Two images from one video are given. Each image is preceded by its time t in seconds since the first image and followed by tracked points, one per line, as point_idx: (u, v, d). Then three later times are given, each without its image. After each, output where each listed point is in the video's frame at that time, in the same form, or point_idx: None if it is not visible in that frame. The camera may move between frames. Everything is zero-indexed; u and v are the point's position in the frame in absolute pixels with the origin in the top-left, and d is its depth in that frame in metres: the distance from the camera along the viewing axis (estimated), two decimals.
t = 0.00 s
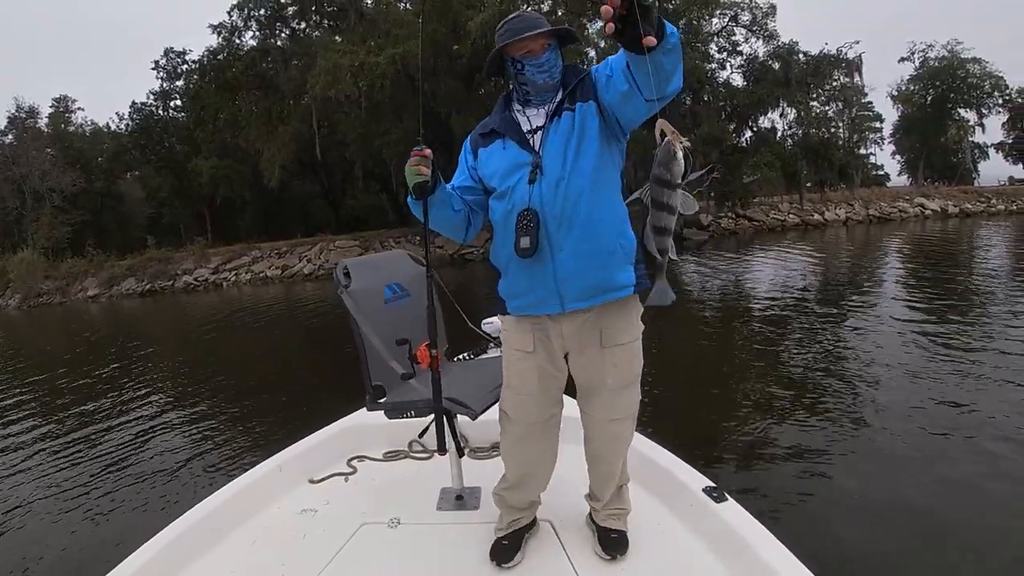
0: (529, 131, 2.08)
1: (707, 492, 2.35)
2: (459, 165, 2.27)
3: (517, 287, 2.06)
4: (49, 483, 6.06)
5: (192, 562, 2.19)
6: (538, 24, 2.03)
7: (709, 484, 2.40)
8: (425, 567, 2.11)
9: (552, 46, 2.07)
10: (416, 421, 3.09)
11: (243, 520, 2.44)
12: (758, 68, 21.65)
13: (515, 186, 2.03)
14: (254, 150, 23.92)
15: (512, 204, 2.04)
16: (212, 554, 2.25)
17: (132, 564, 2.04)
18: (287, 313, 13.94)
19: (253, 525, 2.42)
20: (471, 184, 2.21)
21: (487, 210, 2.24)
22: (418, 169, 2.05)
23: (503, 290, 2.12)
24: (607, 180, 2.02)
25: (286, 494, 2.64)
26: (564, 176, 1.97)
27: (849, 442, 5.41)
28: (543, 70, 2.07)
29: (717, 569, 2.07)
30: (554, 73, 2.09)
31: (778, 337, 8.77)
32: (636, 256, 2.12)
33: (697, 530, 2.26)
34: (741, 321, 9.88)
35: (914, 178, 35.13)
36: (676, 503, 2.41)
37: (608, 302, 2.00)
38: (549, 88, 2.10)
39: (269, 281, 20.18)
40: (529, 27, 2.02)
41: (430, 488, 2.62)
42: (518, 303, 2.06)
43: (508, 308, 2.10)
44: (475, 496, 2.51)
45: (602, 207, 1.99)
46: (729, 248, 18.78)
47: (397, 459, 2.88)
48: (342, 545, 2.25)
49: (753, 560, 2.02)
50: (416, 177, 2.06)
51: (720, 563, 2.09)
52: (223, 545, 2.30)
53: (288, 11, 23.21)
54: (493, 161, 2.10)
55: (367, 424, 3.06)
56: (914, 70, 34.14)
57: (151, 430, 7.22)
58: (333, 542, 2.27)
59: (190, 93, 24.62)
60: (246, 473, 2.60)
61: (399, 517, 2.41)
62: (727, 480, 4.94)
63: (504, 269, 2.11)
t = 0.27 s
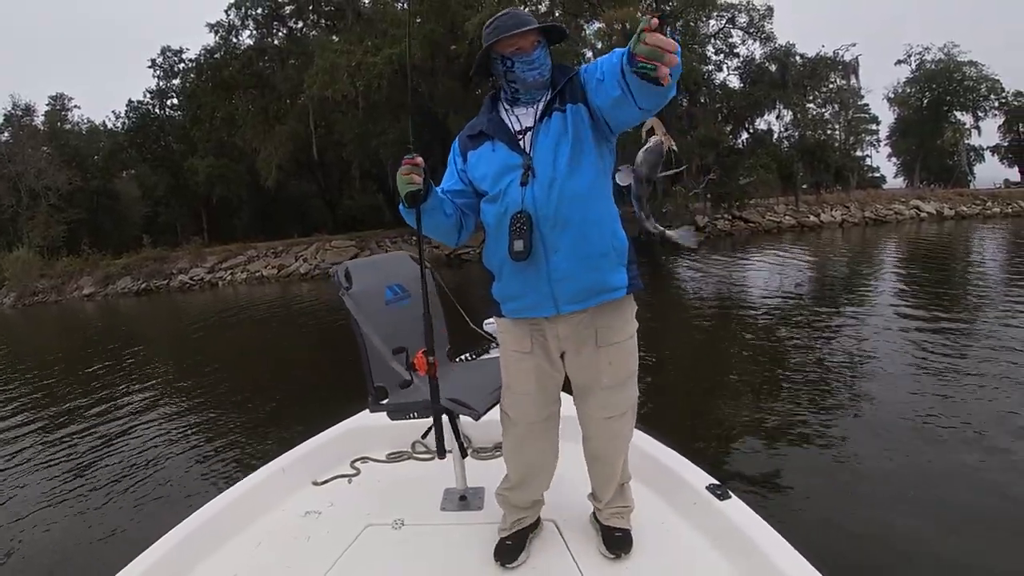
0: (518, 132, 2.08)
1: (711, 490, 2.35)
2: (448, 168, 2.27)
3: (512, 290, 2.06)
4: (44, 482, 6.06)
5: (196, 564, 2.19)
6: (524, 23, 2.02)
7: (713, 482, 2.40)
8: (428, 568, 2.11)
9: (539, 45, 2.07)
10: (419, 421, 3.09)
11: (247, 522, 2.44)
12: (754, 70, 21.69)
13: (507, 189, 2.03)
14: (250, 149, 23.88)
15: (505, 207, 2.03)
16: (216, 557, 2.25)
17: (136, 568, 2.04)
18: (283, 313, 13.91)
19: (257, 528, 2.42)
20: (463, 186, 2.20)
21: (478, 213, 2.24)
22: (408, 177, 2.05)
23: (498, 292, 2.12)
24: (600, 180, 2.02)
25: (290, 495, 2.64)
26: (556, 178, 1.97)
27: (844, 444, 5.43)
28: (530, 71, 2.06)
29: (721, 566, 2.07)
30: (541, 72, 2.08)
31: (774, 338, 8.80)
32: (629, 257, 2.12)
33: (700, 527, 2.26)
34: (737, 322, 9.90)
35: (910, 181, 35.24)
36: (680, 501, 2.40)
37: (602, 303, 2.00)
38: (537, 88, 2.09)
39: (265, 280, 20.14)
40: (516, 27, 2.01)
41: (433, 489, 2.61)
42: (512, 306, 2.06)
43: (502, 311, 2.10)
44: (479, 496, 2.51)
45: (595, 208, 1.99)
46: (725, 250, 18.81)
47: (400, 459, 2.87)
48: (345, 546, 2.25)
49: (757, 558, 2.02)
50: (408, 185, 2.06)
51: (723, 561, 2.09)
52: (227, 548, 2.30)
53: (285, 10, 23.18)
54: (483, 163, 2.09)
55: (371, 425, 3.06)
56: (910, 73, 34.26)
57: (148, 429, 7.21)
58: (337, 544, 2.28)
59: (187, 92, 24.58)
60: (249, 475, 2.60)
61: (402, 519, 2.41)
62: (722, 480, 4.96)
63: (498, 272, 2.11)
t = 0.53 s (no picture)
0: (508, 135, 2.06)
1: (711, 489, 2.36)
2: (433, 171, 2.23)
3: (503, 293, 2.06)
4: (36, 477, 6.07)
5: (197, 565, 2.19)
6: (509, 29, 2.00)
7: (714, 482, 2.41)
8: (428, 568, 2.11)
9: (522, 50, 2.05)
10: (420, 421, 3.10)
11: (248, 522, 2.44)
12: (751, 73, 21.76)
13: (498, 192, 2.02)
14: (247, 147, 23.84)
15: (496, 209, 2.02)
16: (218, 557, 2.25)
17: (138, 567, 2.05)
18: (279, 311, 13.88)
19: (259, 528, 2.42)
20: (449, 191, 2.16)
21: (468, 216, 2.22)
22: (434, 209, 2.04)
23: (489, 295, 2.12)
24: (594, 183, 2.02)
25: (291, 495, 2.64)
26: (548, 180, 1.96)
27: (837, 446, 5.45)
28: (512, 76, 2.04)
29: (721, 565, 2.08)
30: (523, 74, 2.06)
31: (768, 341, 8.84)
32: (620, 259, 2.13)
33: (701, 527, 2.27)
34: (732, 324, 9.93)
35: (905, 185, 35.41)
36: (681, 501, 2.41)
37: (593, 307, 2.01)
38: (523, 91, 2.07)
39: (260, 278, 20.11)
40: (501, 34, 1.98)
41: (434, 489, 2.62)
42: (504, 308, 2.07)
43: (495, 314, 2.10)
44: (480, 497, 2.51)
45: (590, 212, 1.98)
46: (720, 252, 18.88)
47: (401, 460, 2.88)
48: (346, 547, 2.25)
49: (757, 557, 2.03)
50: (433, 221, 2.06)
51: (723, 560, 2.10)
52: (228, 547, 2.30)
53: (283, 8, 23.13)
54: (473, 166, 2.07)
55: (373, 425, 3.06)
56: (907, 78, 34.42)
57: (143, 426, 7.20)
58: (338, 544, 2.28)
59: (184, 89, 24.52)
60: (251, 475, 2.60)
61: (403, 518, 2.41)
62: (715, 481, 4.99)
63: (490, 275, 2.10)
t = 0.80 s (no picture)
0: (491, 138, 2.05)
1: (710, 491, 2.36)
2: (415, 176, 2.21)
3: (489, 297, 2.07)
4: (28, 475, 6.06)
5: (195, 564, 2.19)
6: (485, 35, 1.96)
7: (712, 483, 2.41)
8: (422, 569, 2.11)
9: (499, 56, 2.02)
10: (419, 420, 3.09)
11: (245, 521, 2.44)
12: (747, 75, 21.82)
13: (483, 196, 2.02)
14: (243, 145, 23.79)
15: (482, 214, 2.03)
16: (216, 556, 2.26)
17: (136, 565, 2.05)
18: (274, 310, 13.85)
19: (257, 526, 2.42)
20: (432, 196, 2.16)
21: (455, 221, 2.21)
22: (445, 276, 1.92)
23: (474, 301, 2.13)
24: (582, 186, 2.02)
25: (289, 494, 2.64)
26: (534, 186, 1.97)
27: (830, 449, 5.47)
28: (489, 82, 2.01)
29: (720, 566, 2.08)
30: (504, 80, 2.04)
31: (762, 343, 8.87)
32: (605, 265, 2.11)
33: (699, 527, 2.28)
34: (726, 326, 9.97)
35: (900, 188, 35.56)
36: (679, 502, 2.41)
37: (581, 312, 2.00)
38: (503, 97, 2.05)
39: (255, 277, 20.08)
40: (477, 40, 1.94)
41: (432, 489, 2.62)
42: (488, 312, 2.08)
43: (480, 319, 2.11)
44: (477, 496, 2.51)
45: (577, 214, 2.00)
46: (715, 254, 18.94)
47: (399, 459, 2.88)
48: (344, 546, 2.26)
49: (755, 558, 2.03)
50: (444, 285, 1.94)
51: (722, 561, 2.10)
52: (226, 546, 2.31)
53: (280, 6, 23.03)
54: (457, 171, 2.06)
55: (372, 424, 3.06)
56: (903, 81, 34.54)
57: (136, 424, 7.19)
58: (335, 543, 2.28)
59: (180, 87, 24.44)
60: (249, 474, 2.60)
61: (401, 518, 2.41)
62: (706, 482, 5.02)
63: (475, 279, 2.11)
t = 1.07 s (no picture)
0: (480, 141, 2.04)
1: (707, 492, 2.37)
2: (410, 176, 2.21)
3: (479, 301, 2.06)
4: (22, 477, 6.03)
5: (192, 562, 2.19)
6: (472, 41, 1.93)
7: (709, 485, 2.42)
8: (419, 568, 2.11)
9: (489, 61, 1.99)
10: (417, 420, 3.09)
11: (244, 520, 2.43)
12: (742, 76, 21.88)
13: (473, 203, 2.02)
14: (239, 146, 23.74)
15: (471, 220, 2.03)
16: (214, 555, 2.26)
17: (132, 564, 2.04)
18: (270, 310, 13.83)
19: (255, 525, 2.42)
20: (425, 198, 2.15)
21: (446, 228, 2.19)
22: (440, 334, 1.97)
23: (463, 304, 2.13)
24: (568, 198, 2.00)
25: (287, 494, 2.64)
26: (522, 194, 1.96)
27: (824, 449, 5.48)
28: (476, 89, 1.98)
29: (718, 568, 2.09)
30: (494, 85, 2.01)
31: (757, 343, 8.88)
32: (596, 269, 2.10)
33: (698, 529, 2.28)
34: (721, 327, 9.99)
35: (895, 188, 35.70)
36: (677, 505, 2.42)
37: (572, 317, 1.99)
38: (492, 102, 2.02)
39: (250, 278, 20.05)
40: (463, 47, 1.92)
41: (429, 489, 2.62)
42: (479, 317, 2.07)
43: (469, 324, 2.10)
44: (475, 496, 2.51)
45: (560, 227, 1.98)
46: (711, 254, 18.98)
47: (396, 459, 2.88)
48: (341, 545, 2.25)
49: (754, 561, 2.03)
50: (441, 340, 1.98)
51: (720, 562, 2.11)
52: (223, 544, 2.31)
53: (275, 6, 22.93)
54: (447, 174, 2.06)
55: (370, 423, 3.06)
56: (898, 82, 34.66)
57: (132, 425, 7.17)
58: (334, 542, 2.28)
59: (175, 87, 24.40)
60: (247, 472, 2.60)
61: (398, 518, 2.41)
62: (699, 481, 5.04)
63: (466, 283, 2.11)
